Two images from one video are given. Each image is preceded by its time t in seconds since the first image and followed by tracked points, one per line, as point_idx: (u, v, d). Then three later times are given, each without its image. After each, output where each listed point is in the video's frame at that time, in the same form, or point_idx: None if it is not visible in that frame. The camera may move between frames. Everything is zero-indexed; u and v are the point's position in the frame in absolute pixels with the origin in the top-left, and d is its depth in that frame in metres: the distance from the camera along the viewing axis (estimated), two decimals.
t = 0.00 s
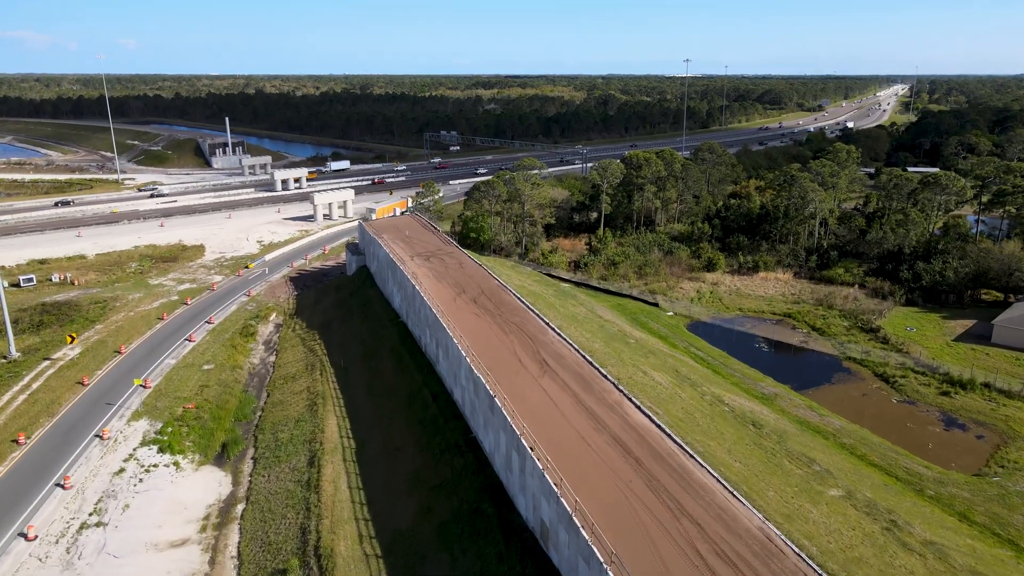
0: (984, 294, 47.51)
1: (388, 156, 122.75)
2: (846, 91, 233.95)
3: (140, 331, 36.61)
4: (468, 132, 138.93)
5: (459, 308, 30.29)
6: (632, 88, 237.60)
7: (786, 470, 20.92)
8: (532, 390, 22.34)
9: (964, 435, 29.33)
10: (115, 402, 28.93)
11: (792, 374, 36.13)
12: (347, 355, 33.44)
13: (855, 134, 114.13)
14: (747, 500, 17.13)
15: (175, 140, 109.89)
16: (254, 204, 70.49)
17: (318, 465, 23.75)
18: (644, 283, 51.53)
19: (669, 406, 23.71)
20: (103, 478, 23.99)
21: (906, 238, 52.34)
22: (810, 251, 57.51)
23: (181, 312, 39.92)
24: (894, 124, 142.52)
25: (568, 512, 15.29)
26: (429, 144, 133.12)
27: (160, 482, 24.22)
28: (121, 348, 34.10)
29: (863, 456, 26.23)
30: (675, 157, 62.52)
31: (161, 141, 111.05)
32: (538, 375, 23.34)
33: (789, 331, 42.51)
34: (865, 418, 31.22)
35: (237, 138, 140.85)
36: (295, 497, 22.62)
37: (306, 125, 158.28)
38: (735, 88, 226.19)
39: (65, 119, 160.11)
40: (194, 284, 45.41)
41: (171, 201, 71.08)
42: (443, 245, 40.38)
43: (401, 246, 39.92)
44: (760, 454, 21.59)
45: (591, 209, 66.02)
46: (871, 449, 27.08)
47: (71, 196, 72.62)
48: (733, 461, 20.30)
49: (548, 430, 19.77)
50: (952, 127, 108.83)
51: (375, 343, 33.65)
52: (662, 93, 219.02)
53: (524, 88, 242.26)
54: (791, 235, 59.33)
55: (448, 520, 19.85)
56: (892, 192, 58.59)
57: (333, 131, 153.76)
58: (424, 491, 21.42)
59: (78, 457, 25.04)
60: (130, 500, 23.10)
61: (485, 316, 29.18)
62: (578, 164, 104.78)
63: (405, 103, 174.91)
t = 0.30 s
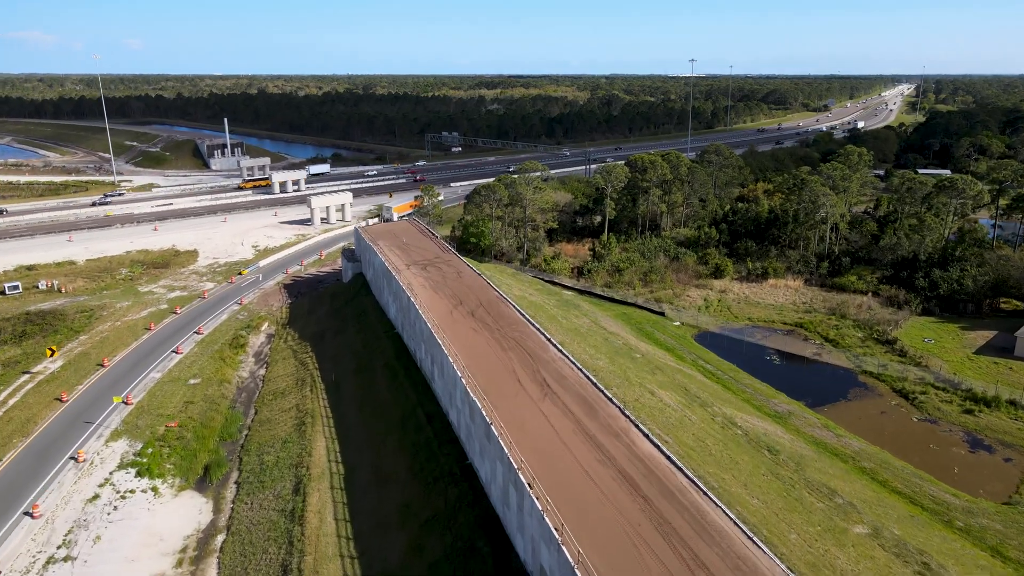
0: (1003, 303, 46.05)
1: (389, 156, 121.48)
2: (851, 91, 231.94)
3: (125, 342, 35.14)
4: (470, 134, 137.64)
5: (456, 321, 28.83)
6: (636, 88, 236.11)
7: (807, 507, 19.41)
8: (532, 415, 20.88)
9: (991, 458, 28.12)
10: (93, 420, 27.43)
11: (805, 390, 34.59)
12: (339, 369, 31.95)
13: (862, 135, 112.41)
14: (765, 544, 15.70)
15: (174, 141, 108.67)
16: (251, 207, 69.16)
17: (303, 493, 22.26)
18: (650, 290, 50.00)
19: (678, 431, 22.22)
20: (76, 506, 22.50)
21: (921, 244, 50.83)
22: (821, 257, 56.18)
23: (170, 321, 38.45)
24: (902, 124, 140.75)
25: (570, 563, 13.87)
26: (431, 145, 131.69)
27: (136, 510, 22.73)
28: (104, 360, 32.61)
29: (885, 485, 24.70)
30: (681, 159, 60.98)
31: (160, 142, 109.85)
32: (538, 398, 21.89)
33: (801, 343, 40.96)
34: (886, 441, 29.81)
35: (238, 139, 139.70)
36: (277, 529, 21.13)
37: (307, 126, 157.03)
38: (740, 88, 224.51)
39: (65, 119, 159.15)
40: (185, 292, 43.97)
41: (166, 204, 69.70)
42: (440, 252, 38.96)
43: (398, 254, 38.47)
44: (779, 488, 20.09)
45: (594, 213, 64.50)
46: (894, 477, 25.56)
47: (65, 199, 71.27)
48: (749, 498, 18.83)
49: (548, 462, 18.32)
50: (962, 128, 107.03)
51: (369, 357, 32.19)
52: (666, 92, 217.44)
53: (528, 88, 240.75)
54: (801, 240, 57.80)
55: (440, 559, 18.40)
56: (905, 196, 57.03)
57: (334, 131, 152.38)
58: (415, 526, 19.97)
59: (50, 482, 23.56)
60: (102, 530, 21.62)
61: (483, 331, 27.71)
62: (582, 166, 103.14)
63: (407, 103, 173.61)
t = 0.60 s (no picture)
0: None
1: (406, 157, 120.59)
2: (876, 91, 227.18)
3: (128, 350, 34.12)
4: (488, 134, 136.42)
5: (467, 336, 27.35)
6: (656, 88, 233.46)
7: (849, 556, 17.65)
8: (546, 446, 19.29)
9: None
10: (89, 436, 26.33)
11: (838, 411, 32.60)
12: (346, 383, 30.57)
13: (890, 136, 109.31)
14: None
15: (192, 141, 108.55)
16: (265, 209, 68.33)
17: (301, 522, 20.86)
18: (672, 299, 48.20)
19: (705, 464, 20.52)
20: (63, 532, 21.32)
21: (958, 253, 48.55)
22: (850, 265, 53.97)
23: (175, 329, 37.37)
24: (932, 125, 137.20)
25: None
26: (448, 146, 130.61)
27: (125, 537, 21.49)
28: (104, 371, 31.55)
29: (930, 521, 22.78)
30: (704, 162, 59.01)
31: (177, 142, 109.79)
32: (553, 426, 20.29)
33: (831, 358, 38.95)
34: (928, 469, 27.83)
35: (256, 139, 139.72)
36: (272, 562, 19.74)
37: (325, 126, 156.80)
38: (762, 88, 220.97)
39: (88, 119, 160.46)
40: (193, 298, 42.94)
41: (180, 205, 69.11)
42: (453, 259, 37.50)
43: (409, 262, 37.04)
44: (817, 533, 18.36)
45: (614, 217, 62.73)
46: (939, 511, 23.62)
47: (80, 200, 71.00)
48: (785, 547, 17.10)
49: (563, 503, 16.72)
50: (995, 129, 103.57)
51: (377, 371, 30.78)
52: (687, 92, 214.73)
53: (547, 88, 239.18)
54: (829, 247, 55.63)
55: None
56: (940, 202, 54.62)
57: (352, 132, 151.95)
58: (418, 566, 18.50)
59: (38, 504, 22.42)
60: (89, 560, 20.41)
61: (495, 348, 26.14)
62: (602, 168, 101.30)
63: (425, 103, 172.87)
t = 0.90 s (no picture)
0: None
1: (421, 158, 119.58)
2: (898, 91, 222.78)
3: (127, 361, 33.01)
4: (503, 135, 135.09)
5: (475, 352, 25.83)
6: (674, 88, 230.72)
7: None
8: (558, 481, 17.72)
9: None
10: (80, 455, 25.15)
11: (870, 434, 30.66)
12: (349, 399, 29.20)
13: (916, 137, 106.29)
14: None
15: (206, 142, 108.23)
16: (276, 212, 67.44)
17: (295, 558, 19.47)
18: (691, 309, 46.43)
19: (732, 502, 18.85)
20: (44, 562, 20.10)
21: (995, 262, 46.28)
22: (878, 273, 51.75)
23: (177, 338, 36.29)
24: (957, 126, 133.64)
25: None
26: (463, 147, 129.37)
27: (110, 568, 20.22)
28: (100, 383, 30.42)
29: (977, 562, 20.97)
30: (725, 166, 57.08)
31: (192, 143, 109.60)
32: (566, 457, 18.74)
33: (861, 375, 36.95)
34: (971, 501, 25.88)
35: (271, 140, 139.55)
36: None
37: (340, 126, 156.31)
38: (781, 88, 217.53)
39: (106, 119, 161.28)
40: (198, 305, 41.89)
41: (190, 207, 68.37)
42: (463, 268, 36.03)
43: (417, 270, 35.62)
44: None
45: (631, 222, 61.00)
46: (986, 551, 21.76)
47: (91, 201, 70.57)
48: None
49: (577, 550, 15.17)
50: None
51: (382, 386, 29.39)
52: (705, 92, 211.87)
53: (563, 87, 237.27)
54: (856, 255, 53.50)
55: None
56: (974, 208, 52.28)
57: (367, 132, 151.34)
58: None
59: (21, 530, 21.23)
60: None
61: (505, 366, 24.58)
62: (619, 170, 99.45)
63: (441, 103, 171.91)
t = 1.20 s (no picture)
0: None
1: (435, 159, 118.47)
2: (921, 91, 218.11)
3: (125, 373, 31.87)
4: (519, 137, 133.66)
5: (484, 371, 24.26)
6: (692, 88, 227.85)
7: None
8: (570, 523, 16.16)
9: None
10: (69, 476, 23.97)
11: (907, 460, 28.70)
12: (353, 417, 27.77)
13: (943, 138, 103.17)
14: None
15: (220, 143, 107.86)
16: (287, 214, 66.46)
17: None
18: (712, 319, 44.59)
19: (762, 550, 17.15)
20: None
21: None
22: (909, 283, 49.48)
23: (178, 349, 35.14)
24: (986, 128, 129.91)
25: None
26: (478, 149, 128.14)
27: None
28: (95, 397, 29.28)
29: None
30: (748, 169, 55.18)
31: (206, 144, 109.29)
32: (579, 495, 17.16)
33: (893, 393, 34.94)
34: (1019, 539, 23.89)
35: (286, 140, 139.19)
36: None
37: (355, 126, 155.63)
38: (802, 88, 213.97)
39: (123, 119, 162.03)
40: (202, 313, 40.78)
41: (201, 210, 67.60)
42: (474, 278, 34.50)
43: (427, 280, 34.14)
44: None
45: (649, 227, 59.25)
46: None
47: (102, 203, 70.07)
48: None
49: None
50: None
51: (386, 404, 27.92)
52: (724, 92, 208.70)
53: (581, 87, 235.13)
54: (885, 262, 51.33)
55: None
56: (1011, 215, 49.93)
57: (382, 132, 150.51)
58: None
59: None
60: None
61: (515, 387, 23.00)
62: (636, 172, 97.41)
63: (456, 104, 170.81)
